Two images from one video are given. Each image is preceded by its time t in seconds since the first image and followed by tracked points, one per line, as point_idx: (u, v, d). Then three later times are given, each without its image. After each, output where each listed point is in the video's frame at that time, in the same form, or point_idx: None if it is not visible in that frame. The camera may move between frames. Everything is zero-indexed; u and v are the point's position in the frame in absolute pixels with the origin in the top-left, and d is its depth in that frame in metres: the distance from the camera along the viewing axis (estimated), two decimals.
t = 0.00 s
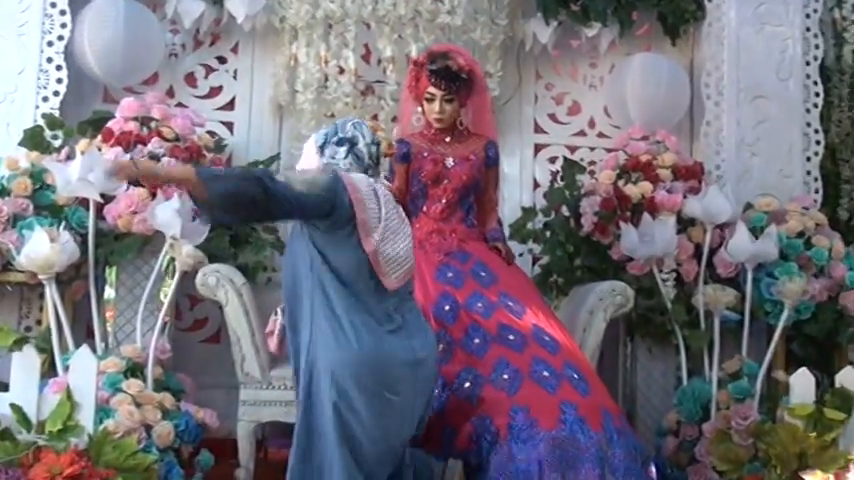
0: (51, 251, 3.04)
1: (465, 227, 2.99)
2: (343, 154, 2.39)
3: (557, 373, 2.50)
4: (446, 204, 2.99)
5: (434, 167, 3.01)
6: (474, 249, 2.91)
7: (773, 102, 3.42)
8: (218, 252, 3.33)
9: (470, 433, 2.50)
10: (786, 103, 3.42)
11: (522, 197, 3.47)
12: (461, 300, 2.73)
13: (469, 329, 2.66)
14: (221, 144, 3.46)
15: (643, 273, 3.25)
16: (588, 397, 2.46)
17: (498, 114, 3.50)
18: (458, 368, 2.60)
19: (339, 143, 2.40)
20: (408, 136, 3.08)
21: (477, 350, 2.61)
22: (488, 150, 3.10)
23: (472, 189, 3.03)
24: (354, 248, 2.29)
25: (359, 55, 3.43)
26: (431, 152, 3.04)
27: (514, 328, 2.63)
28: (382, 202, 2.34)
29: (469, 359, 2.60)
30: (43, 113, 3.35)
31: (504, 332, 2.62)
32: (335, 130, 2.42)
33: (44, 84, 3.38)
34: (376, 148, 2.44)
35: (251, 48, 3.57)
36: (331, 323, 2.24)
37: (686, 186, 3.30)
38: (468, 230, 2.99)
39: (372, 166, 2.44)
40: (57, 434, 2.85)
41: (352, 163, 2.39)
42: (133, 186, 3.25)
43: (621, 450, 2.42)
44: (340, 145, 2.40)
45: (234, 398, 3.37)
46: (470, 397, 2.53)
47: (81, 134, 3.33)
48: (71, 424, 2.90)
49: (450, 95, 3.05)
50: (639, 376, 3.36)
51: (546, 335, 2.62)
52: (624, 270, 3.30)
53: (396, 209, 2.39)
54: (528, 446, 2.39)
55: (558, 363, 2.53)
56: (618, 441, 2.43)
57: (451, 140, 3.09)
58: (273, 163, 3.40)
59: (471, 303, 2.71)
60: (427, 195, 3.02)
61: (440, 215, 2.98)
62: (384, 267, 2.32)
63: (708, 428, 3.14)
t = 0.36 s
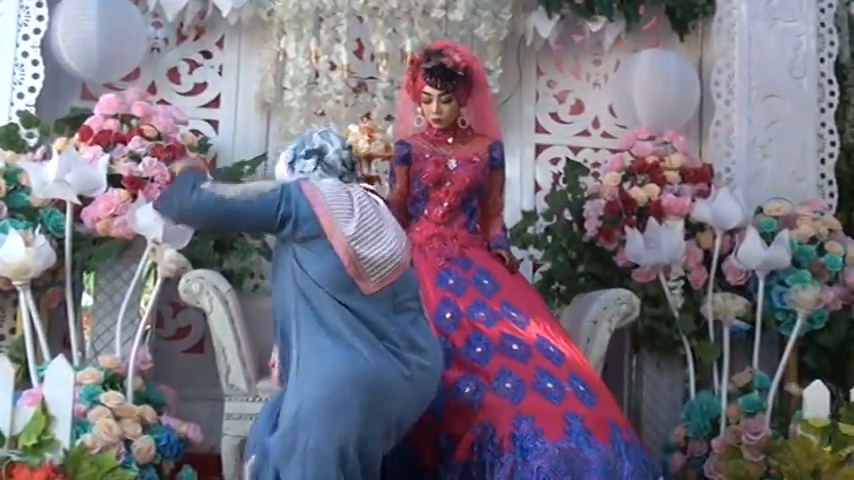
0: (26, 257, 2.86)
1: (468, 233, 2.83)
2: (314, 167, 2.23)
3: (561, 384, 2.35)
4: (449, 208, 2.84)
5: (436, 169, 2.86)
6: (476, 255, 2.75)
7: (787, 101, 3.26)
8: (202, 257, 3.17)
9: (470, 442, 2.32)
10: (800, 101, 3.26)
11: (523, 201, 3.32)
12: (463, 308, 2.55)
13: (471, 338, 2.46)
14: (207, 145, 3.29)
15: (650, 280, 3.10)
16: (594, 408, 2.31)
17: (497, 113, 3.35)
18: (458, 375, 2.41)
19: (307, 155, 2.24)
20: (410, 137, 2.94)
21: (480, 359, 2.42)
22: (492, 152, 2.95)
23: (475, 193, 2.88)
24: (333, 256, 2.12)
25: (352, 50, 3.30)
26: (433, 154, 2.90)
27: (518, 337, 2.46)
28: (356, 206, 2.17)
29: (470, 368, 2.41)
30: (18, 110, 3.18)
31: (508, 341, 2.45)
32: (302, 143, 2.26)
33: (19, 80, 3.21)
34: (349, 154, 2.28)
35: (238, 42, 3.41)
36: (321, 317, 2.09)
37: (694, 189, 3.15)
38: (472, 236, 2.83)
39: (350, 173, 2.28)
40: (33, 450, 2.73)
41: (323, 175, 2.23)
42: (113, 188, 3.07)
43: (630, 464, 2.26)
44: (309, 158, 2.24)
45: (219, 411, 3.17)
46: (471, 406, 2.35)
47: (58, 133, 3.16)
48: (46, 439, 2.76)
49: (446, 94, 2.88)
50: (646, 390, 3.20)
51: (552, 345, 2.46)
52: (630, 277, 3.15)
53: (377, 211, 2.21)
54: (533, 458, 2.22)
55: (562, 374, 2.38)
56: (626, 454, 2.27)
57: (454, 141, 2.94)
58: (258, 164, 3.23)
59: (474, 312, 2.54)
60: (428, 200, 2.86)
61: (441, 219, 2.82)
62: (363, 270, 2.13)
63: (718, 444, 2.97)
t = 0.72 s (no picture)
0: None
1: (458, 237, 2.69)
2: (257, 201, 2.06)
3: (558, 388, 2.17)
4: (437, 211, 2.69)
5: (421, 172, 2.72)
6: (467, 260, 2.60)
7: (798, 102, 3.11)
8: (183, 263, 3.01)
9: (458, 424, 2.10)
10: (813, 101, 3.11)
11: (522, 205, 3.19)
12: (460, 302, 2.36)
13: (469, 327, 2.26)
14: (188, 142, 3.17)
15: (654, 289, 2.94)
16: (591, 415, 2.14)
17: (494, 113, 3.21)
18: (451, 360, 2.20)
19: (247, 193, 2.07)
20: (394, 138, 2.81)
21: (477, 352, 2.20)
22: (480, 148, 2.78)
23: (464, 194, 2.73)
24: (309, 279, 2.00)
25: (342, 47, 3.18)
26: (418, 155, 2.75)
27: (516, 333, 2.28)
28: (309, 225, 2.04)
29: (464, 359, 2.20)
30: None
31: (508, 335, 2.25)
32: (237, 181, 2.08)
33: None
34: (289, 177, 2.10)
35: (222, 36, 3.25)
36: (309, 328, 1.99)
37: (700, 194, 3.01)
38: (463, 241, 2.69)
39: (293, 195, 2.10)
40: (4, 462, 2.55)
41: (266, 208, 2.06)
42: (89, 190, 2.90)
43: None
44: (248, 195, 2.07)
45: (199, 425, 3.02)
46: (462, 387, 2.13)
47: (32, 131, 2.99)
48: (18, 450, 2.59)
49: (418, 95, 2.71)
50: (649, 404, 3.05)
51: (550, 347, 2.29)
52: (633, 286, 3.00)
53: (333, 222, 2.09)
54: (522, 453, 2.03)
55: (559, 378, 2.20)
56: (618, 469, 2.12)
57: (438, 139, 2.80)
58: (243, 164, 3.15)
59: (472, 305, 2.35)
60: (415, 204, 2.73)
61: (430, 225, 2.68)
62: (343, 281, 2.02)
63: (726, 463, 2.81)
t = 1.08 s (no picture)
0: None
1: (454, 240, 2.56)
2: (257, 203, 1.99)
3: (536, 428, 2.07)
4: (429, 214, 2.58)
5: (410, 174, 2.61)
6: (461, 268, 2.47)
7: (809, 102, 3.01)
8: (165, 267, 2.86)
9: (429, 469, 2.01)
10: (825, 102, 3.01)
11: (521, 208, 3.06)
12: (439, 332, 2.27)
13: (445, 364, 2.18)
14: (172, 141, 3.03)
15: (657, 296, 2.83)
16: (573, 451, 2.03)
17: (492, 112, 3.08)
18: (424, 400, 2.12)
19: (251, 191, 1.99)
20: (385, 143, 2.73)
21: (452, 393, 2.13)
22: (472, 144, 2.64)
23: (458, 194, 2.60)
24: (277, 297, 1.89)
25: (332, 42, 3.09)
26: (406, 158, 2.65)
27: (497, 366, 2.18)
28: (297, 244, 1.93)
29: (438, 399, 2.12)
30: None
31: (484, 371, 2.16)
32: (246, 177, 2.01)
33: None
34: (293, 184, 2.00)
35: (208, 30, 3.12)
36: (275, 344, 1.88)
37: (707, 198, 2.88)
38: (459, 244, 2.56)
39: (293, 205, 2.01)
40: None
41: (262, 215, 1.98)
42: (68, 191, 2.77)
43: None
44: (253, 193, 1.99)
45: (180, 439, 2.89)
46: (433, 429, 2.06)
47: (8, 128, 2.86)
48: None
49: (390, 96, 2.62)
50: (653, 418, 2.89)
51: (533, 378, 2.17)
52: (636, 293, 2.88)
53: (323, 241, 1.96)
54: None
55: (539, 415, 2.10)
56: None
57: (427, 139, 2.67)
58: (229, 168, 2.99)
59: (451, 336, 2.25)
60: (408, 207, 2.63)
61: (422, 229, 2.57)
62: (314, 306, 1.90)
63: None
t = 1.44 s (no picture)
0: None
1: (454, 243, 2.43)
2: (226, 168, 2.11)
3: (537, 436, 1.95)
4: (428, 214, 2.44)
5: (407, 172, 2.48)
6: (459, 273, 2.34)
7: (826, 97, 2.91)
8: (153, 270, 2.75)
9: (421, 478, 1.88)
10: (842, 99, 2.91)
11: (525, 208, 2.95)
12: (437, 336, 2.13)
13: (442, 366, 2.05)
14: (159, 138, 2.90)
15: (667, 302, 2.70)
16: (573, 466, 1.92)
17: (495, 107, 2.96)
18: (419, 402, 1.98)
19: (216, 161, 2.12)
20: (383, 140, 2.60)
21: (448, 392, 1.99)
22: (473, 142, 2.52)
23: (458, 194, 2.47)
24: (249, 232, 2.01)
25: (327, 32, 2.99)
26: (404, 155, 2.52)
27: (497, 371, 2.05)
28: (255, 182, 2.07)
29: (434, 398, 1.99)
30: None
31: (484, 374, 2.03)
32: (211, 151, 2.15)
33: None
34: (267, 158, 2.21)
35: (198, 22, 3.00)
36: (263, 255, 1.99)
37: (719, 197, 2.76)
38: (459, 246, 2.43)
39: (255, 163, 2.13)
40: None
41: (230, 177, 2.10)
42: (50, 190, 2.64)
43: None
44: (219, 162, 2.12)
45: (169, 448, 2.73)
46: (427, 436, 1.92)
47: None
48: None
49: (386, 90, 2.51)
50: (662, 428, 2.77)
51: (534, 387, 2.05)
52: (645, 297, 2.76)
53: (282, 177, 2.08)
54: None
55: (540, 423, 1.98)
56: None
57: (426, 136, 2.56)
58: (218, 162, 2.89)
59: (450, 339, 2.11)
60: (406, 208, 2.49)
61: (420, 230, 2.43)
62: (281, 223, 2.02)
63: None
